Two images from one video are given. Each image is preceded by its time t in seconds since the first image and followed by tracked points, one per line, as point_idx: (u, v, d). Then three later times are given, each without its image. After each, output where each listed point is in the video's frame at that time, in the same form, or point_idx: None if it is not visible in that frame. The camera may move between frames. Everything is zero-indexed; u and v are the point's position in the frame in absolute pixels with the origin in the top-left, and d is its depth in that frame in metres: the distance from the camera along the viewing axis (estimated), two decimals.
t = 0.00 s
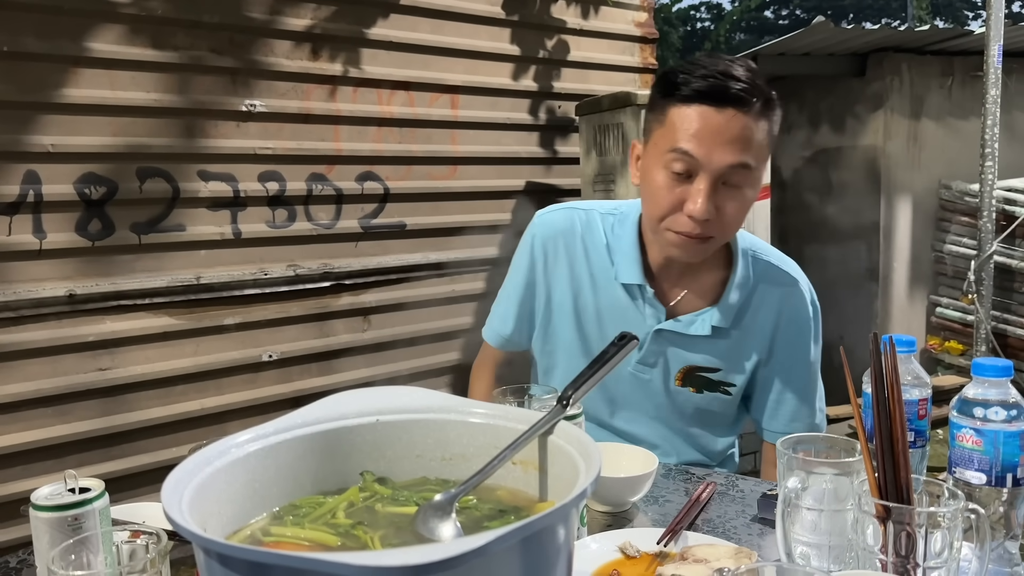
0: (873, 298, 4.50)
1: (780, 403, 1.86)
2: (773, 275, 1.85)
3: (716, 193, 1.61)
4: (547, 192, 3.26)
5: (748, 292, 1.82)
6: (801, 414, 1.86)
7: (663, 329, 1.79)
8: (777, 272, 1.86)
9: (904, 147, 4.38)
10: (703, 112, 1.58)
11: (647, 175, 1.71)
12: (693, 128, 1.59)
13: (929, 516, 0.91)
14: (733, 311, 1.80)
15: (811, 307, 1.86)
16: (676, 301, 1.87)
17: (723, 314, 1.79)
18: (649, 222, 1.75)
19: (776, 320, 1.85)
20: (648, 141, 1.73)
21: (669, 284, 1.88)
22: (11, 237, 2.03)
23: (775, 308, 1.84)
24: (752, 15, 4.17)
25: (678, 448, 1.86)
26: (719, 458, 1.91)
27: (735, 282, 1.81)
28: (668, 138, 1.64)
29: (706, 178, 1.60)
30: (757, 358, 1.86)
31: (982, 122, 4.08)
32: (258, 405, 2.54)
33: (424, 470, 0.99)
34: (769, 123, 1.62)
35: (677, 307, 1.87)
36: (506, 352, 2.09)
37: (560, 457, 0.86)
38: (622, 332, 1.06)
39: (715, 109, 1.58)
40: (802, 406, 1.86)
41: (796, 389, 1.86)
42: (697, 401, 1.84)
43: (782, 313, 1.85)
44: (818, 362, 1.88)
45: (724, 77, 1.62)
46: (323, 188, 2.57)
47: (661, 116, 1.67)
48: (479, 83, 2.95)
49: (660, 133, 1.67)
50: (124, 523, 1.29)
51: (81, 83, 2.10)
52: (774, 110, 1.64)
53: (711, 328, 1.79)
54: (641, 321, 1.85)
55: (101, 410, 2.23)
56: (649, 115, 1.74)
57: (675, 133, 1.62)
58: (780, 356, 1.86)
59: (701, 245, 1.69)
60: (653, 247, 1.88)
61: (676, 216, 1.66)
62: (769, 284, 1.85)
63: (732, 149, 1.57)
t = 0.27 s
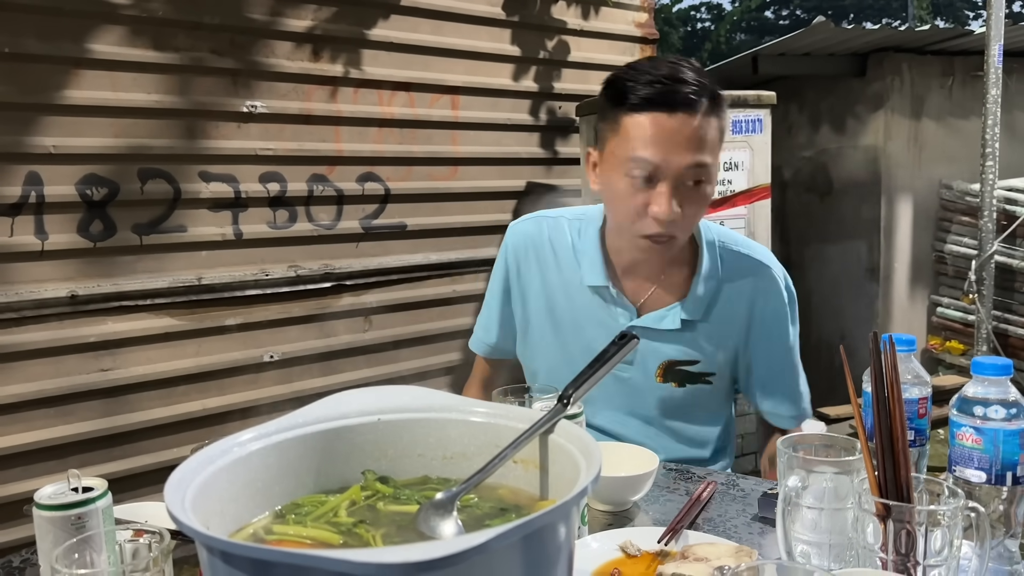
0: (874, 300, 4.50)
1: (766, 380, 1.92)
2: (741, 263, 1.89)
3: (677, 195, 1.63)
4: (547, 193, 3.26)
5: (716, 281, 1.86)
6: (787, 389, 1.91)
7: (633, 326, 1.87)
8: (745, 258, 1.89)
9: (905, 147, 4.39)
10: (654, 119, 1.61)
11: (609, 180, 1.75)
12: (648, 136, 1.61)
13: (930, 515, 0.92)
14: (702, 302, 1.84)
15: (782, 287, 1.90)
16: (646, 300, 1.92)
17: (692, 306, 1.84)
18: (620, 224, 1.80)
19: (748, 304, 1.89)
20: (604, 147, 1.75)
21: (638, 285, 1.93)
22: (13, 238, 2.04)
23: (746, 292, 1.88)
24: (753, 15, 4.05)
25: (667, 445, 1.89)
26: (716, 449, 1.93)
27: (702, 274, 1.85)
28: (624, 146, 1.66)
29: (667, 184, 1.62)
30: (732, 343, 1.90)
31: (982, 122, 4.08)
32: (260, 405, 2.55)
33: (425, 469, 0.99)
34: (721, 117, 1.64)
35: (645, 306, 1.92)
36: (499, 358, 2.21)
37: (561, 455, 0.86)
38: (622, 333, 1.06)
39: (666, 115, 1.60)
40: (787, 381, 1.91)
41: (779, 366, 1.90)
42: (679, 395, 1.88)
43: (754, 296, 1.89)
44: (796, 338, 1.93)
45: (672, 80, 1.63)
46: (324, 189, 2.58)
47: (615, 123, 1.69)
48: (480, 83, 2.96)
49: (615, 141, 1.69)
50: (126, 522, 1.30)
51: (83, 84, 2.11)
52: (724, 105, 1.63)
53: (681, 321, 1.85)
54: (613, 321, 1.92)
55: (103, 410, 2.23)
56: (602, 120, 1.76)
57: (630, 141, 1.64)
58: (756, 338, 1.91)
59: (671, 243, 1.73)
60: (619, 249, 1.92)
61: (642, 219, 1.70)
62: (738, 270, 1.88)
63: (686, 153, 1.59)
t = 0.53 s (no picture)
0: (875, 301, 4.52)
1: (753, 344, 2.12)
2: (722, 250, 2.05)
3: (657, 174, 1.82)
4: (549, 196, 3.27)
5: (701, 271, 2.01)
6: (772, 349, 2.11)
7: (625, 323, 1.99)
8: (724, 246, 2.06)
9: (905, 150, 4.40)
10: (625, 106, 1.80)
11: (588, 173, 1.90)
12: (621, 123, 1.81)
13: (926, 519, 0.93)
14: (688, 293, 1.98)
15: (762, 270, 2.06)
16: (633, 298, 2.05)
17: (680, 298, 1.98)
18: (603, 218, 1.94)
19: (732, 288, 2.05)
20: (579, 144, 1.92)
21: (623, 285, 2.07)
22: (16, 241, 2.05)
23: (729, 277, 2.04)
24: (754, 18, 4.11)
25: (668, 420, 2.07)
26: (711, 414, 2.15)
27: (687, 266, 1.98)
28: (600, 136, 1.84)
29: (645, 165, 1.82)
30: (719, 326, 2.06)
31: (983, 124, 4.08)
32: (261, 408, 2.56)
33: (425, 474, 0.99)
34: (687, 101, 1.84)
35: (632, 304, 2.06)
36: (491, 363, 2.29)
37: (559, 460, 0.87)
38: (619, 338, 1.07)
39: (636, 100, 1.80)
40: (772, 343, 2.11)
41: (763, 335, 2.09)
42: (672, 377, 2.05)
43: (737, 280, 2.05)
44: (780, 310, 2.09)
45: (637, 67, 1.82)
46: (325, 192, 2.59)
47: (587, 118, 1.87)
48: (481, 87, 2.97)
49: (589, 133, 1.86)
50: (129, 525, 1.30)
51: (85, 88, 2.12)
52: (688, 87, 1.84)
53: (670, 313, 1.99)
54: (600, 320, 2.03)
55: (105, 413, 2.24)
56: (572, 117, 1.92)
57: (605, 130, 1.83)
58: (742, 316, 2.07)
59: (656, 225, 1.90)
60: (604, 249, 2.05)
61: (625, 204, 1.87)
62: (720, 259, 2.04)
63: (657, 133, 1.79)
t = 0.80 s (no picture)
0: (875, 307, 4.56)
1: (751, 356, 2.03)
2: (712, 248, 2.09)
3: (651, 161, 1.84)
4: (549, 200, 3.27)
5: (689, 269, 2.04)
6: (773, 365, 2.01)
7: (621, 326, 2.01)
8: (709, 244, 2.09)
9: (904, 154, 4.43)
10: (615, 97, 1.86)
11: (581, 170, 1.91)
12: (614, 113, 1.85)
13: (926, 526, 0.94)
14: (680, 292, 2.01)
15: (749, 263, 2.09)
16: (627, 300, 2.07)
17: (672, 297, 2.00)
18: (600, 216, 1.91)
19: (721, 284, 2.06)
20: (572, 146, 1.96)
21: (617, 288, 2.08)
22: (17, 244, 2.05)
23: (717, 274, 2.06)
24: (753, 22, 4.22)
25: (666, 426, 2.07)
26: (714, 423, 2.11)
27: (677, 265, 2.02)
28: (593, 130, 1.88)
29: (639, 153, 1.84)
30: (711, 323, 2.07)
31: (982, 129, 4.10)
32: (261, 411, 2.56)
33: (426, 479, 1.00)
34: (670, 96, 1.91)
35: (628, 306, 2.07)
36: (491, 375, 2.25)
37: (560, 466, 0.87)
38: (621, 343, 1.08)
39: (625, 92, 1.86)
40: (772, 356, 2.02)
41: (758, 339, 2.04)
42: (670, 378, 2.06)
43: (725, 275, 2.06)
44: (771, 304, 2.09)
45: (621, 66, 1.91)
46: (326, 196, 2.59)
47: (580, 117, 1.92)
48: (482, 91, 2.98)
49: (580, 130, 1.91)
50: (129, 530, 1.30)
51: (87, 91, 2.12)
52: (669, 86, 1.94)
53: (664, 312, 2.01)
54: (599, 324, 2.04)
55: (105, 416, 2.24)
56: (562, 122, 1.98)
57: (597, 124, 1.87)
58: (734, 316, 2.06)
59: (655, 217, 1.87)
60: (597, 250, 2.04)
61: (622, 194, 1.85)
62: (706, 256, 2.07)
63: (648, 121, 1.84)
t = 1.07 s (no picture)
0: (872, 311, 4.56)
1: (712, 375, 2.00)
2: (701, 253, 2.10)
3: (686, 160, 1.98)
4: (547, 203, 3.28)
5: (678, 274, 2.04)
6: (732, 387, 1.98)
7: (614, 333, 2.01)
8: (697, 251, 2.10)
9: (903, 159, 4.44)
10: (653, 103, 1.96)
11: (631, 177, 1.95)
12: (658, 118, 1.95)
13: (921, 532, 0.93)
14: (669, 296, 2.01)
15: (734, 273, 2.09)
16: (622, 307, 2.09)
17: (662, 301, 2.00)
18: (647, 219, 1.97)
19: (706, 291, 2.06)
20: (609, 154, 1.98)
21: (612, 296, 2.11)
22: (14, 245, 2.05)
23: (703, 281, 2.06)
24: (753, 25, 4.30)
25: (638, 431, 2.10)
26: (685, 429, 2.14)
27: (668, 269, 2.04)
28: (640, 134, 1.94)
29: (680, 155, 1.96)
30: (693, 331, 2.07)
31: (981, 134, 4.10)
32: (259, 413, 2.55)
33: (423, 484, 1.00)
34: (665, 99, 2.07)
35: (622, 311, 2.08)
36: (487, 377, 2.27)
37: (557, 472, 0.87)
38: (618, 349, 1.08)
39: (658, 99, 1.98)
40: (735, 379, 1.98)
41: (721, 350, 2.01)
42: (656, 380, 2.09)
43: (711, 283, 2.06)
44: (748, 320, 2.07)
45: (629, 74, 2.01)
46: (324, 198, 2.60)
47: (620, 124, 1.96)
48: (481, 94, 2.98)
49: (622, 140, 1.96)
50: (126, 533, 1.30)
51: (87, 93, 2.12)
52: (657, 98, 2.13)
53: (655, 316, 2.01)
54: (592, 332, 2.06)
55: (103, 418, 2.24)
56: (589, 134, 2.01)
57: (645, 128, 1.94)
58: (710, 329, 2.04)
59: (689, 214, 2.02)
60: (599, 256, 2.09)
61: (672, 194, 1.95)
62: (693, 263, 2.08)
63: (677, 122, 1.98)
